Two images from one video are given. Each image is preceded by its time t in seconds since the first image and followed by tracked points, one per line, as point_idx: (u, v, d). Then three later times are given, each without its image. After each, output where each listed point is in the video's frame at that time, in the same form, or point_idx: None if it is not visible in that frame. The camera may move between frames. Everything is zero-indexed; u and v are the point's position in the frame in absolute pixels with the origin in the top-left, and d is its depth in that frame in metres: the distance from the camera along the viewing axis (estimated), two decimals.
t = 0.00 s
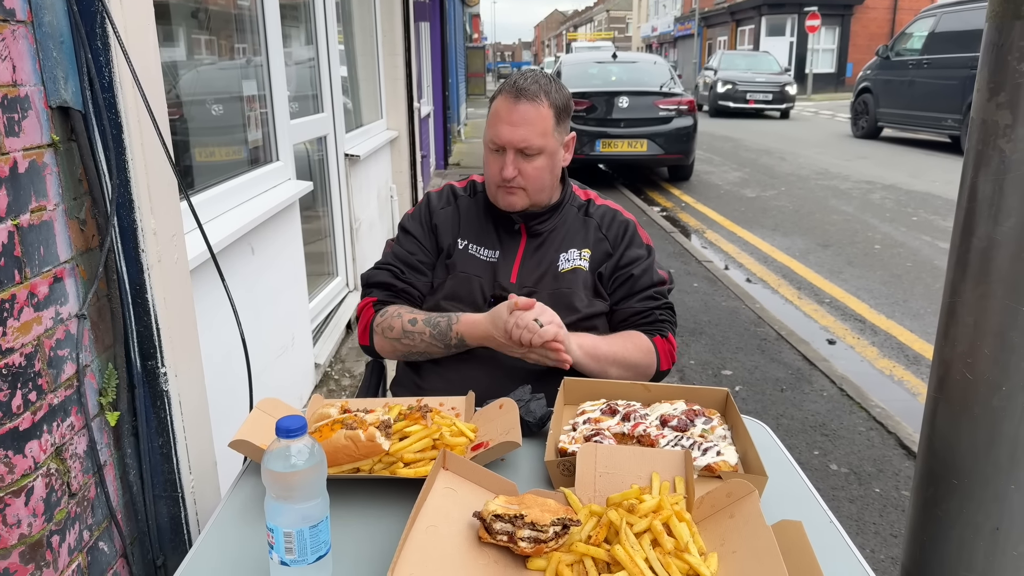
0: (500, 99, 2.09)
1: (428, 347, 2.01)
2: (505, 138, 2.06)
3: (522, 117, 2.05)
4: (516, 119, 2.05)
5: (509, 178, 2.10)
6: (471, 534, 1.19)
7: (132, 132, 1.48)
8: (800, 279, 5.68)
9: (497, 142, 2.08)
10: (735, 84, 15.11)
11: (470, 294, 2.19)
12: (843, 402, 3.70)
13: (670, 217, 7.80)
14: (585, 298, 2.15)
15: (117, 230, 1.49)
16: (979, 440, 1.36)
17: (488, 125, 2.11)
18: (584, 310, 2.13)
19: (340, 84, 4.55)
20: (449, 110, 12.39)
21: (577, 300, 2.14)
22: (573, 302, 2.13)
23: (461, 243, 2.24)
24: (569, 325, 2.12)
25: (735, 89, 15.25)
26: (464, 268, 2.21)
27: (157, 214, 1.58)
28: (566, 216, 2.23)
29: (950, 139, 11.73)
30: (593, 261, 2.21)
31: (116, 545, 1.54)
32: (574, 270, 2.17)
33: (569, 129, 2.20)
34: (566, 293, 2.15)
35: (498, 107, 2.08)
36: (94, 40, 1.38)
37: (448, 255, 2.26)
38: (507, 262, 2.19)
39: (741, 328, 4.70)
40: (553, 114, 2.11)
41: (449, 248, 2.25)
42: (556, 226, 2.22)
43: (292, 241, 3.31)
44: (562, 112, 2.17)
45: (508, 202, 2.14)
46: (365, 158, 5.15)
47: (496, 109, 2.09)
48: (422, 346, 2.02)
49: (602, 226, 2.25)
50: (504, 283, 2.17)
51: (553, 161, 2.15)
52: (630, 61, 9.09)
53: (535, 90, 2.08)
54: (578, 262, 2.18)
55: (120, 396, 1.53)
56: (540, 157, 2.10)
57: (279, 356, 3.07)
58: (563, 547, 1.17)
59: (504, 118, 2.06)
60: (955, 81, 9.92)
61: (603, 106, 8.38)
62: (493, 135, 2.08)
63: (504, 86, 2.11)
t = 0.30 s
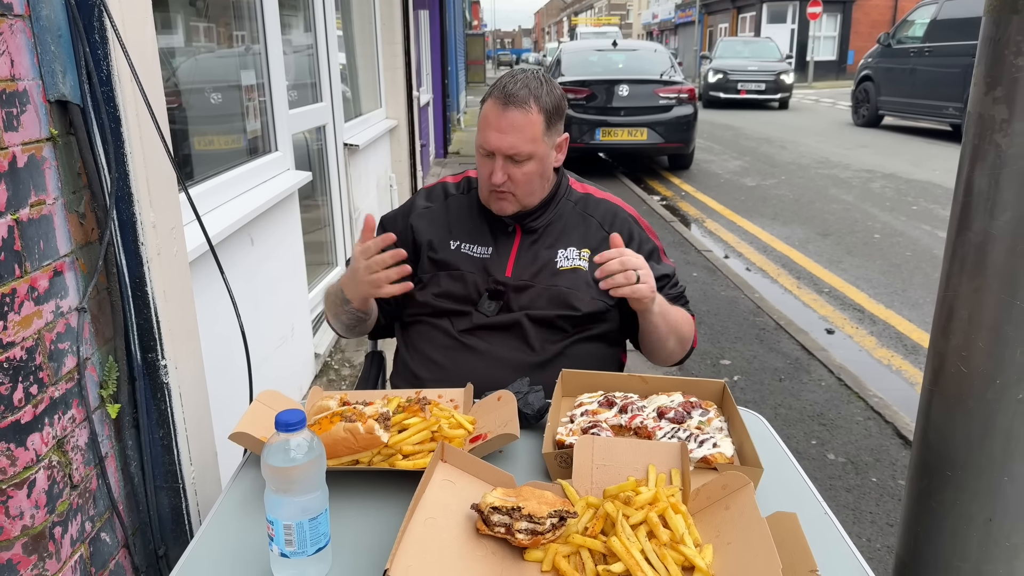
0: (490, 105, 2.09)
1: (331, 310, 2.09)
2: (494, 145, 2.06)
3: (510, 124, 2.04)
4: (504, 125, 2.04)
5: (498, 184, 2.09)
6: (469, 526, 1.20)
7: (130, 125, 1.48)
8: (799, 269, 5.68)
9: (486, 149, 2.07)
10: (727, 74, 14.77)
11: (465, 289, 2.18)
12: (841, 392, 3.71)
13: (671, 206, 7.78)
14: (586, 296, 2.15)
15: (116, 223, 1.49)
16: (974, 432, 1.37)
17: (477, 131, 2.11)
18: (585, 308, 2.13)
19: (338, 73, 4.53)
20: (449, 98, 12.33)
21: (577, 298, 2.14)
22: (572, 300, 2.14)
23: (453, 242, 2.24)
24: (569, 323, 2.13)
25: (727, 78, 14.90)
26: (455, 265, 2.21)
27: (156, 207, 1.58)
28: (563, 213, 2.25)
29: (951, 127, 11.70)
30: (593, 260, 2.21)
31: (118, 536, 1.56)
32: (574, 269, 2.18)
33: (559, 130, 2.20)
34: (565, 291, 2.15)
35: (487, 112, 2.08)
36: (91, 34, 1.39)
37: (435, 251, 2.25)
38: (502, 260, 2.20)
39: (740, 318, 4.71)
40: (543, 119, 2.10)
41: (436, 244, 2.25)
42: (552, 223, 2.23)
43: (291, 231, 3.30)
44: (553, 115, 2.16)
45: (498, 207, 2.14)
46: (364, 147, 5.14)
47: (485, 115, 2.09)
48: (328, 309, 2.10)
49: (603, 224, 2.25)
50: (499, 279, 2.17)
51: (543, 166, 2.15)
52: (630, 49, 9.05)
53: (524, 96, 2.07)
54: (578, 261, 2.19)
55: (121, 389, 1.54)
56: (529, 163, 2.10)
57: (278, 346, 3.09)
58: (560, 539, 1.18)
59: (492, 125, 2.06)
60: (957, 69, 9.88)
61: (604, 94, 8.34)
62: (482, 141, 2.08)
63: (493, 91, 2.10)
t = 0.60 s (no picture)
0: (483, 97, 2.08)
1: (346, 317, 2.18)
2: (489, 138, 2.06)
3: (505, 117, 2.04)
4: (499, 118, 2.04)
5: (496, 176, 2.10)
6: (467, 518, 1.21)
7: (128, 119, 1.49)
8: (797, 261, 5.69)
9: (481, 141, 2.07)
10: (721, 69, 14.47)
11: (461, 280, 2.19)
12: (838, 384, 3.73)
13: (669, 198, 7.78)
14: (582, 287, 2.16)
15: (115, 217, 1.50)
16: (967, 424, 1.38)
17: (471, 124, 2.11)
18: (580, 299, 2.14)
19: (336, 65, 4.52)
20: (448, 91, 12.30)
21: (573, 289, 2.15)
22: (567, 291, 2.14)
23: (449, 234, 2.25)
24: (564, 313, 2.14)
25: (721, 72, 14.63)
26: (450, 257, 2.22)
27: (155, 201, 1.59)
28: (558, 204, 2.26)
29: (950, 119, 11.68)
30: (588, 251, 2.21)
31: (118, 527, 1.57)
32: (570, 260, 2.18)
33: (553, 119, 2.20)
34: (561, 281, 2.15)
35: (480, 105, 2.07)
36: (89, 27, 1.39)
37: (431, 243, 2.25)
38: (497, 250, 2.21)
39: (737, 310, 4.72)
40: (537, 109, 2.11)
41: (432, 236, 2.26)
42: (548, 214, 2.24)
43: (289, 224, 3.31)
44: (546, 104, 2.16)
45: (496, 198, 2.16)
46: (362, 140, 5.13)
47: (478, 108, 2.08)
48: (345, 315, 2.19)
49: (599, 216, 2.26)
50: (494, 269, 2.18)
51: (540, 155, 2.16)
52: (629, 41, 9.03)
53: (517, 88, 2.07)
54: (573, 252, 2.19)
55: (120, 381, 1.54)
56: (525, 154, 2.11)
57: (277, 339, 3.10)
58: (556, 530, 1.19)
59: (488, 118, 2.05)
60: (956, 61, 9.87)
61: (602, 86, 8.33)
62: (477, 134, 2.08)
63: (486, 83, 2.09)
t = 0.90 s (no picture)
0: (487, 87, 2.09)
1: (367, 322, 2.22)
2: (501, 126, 2.08)
3: (514, 103, 2.06)
4: (508, 106, 2.06)
5: (508, 165, 2.12)
6: (465, 509, 1.22)
7: (127, 112, 1.49)
8: (796, 256, 5.69)
9: (492, 130, 2.09)
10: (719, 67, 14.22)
11: (458, 273, 2.19)
12: (836, 378, 3.74)
13: (669, 193, 7.78)
14: (578, 279, 2.16)
15: (114, 210, 1.50)
16: (964, 417, 1.39)
17: (478, 114, 2.11)
18: (576, 291, 2.15)
19: (335, 59, 4.52)
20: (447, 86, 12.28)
21: (569, 281, 2.15)
22: (564, 283, 2.15)
23: (445, 228, 2.25)
24: (561, 306, 2.14)
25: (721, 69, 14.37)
26: (448, 251, 2.22)
27: (154, 194, 1.59)
28: (555, 197, 2.26)
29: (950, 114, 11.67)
30: (584, 244, 2.22)
31: (118, 520, 1.57)
32: (566, 252, 2.19)
33: (553, 104, 2.23)
34: (557, 274, 2.15)
35: (486, 94, 2.08)
36: (87, 21, 1.39)
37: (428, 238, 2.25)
38: (494, 244, 2.21)
39: (736, 305, 4.72)
40: (540, 94, 2.14)
41: (429, 230, 2.26)
42: (545, 207, 2.24)
43: (288, 218, 3.31)
44: (546, 89, 2.19)
45: (508, 187, 2.18)
46: (361, 134, 5.13)
47: (484, 97, 2.09)
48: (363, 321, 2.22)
49: (595, 207, 2.26)
50: (491, 262, 2.18)
51: (545, 140, 2.20)
52: (629, 36, 9.01)
53: (521, 74, 2.09)
54: (569, 245, 2.19)
55: (120, 374, 1.55)
56: (534, 139, 2.14)
57: (276, 334, 3.10)
58: (554, 522, 1.20)
59: (496, 106, 2.07)
60: (956, 56, 9.86)
61: (602, 81, 8.32)
62: (487, 123, 2.09)
63: (488, 72, 2.10)
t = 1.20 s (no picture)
0: (499, 76, 2.12)
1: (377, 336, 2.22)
2: (512, 115, 2.10)
3: (526, 93, 2.10)
4: (520, 95, 2.10)
5: (518, 154, 2.14)
6: (463, 506, 1.22)
7: (125, 109, 1.48)
8: (795, 253, 5.70)
9: (503, 119, 2.12)
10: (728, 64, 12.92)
11: (460, 269, 2.19)
12: (835, 375, 3.74)
13: (668, 190, 7.77)
14: (580, 277, 2.16)
15: (112, 207, 1.49)
16: (963, 413, 1.39)
17: (490, 103, 2.14)
18: (578, 288, 2.15)
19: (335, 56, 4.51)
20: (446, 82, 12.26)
21: (571, 279, 2.15)
22: (566, 280, 2.15)
23: (449, 223, 2.25)
24: (562, 304, 2.14)
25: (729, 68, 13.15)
26: (451, 246, 2.22)
27: (152, 191, 1.59)
28: (559, 194, 2.26)
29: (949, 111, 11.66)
30: (586, 241, 2.21)
31: (116, 517, 1.57)
32: (569, 250, 2.19)
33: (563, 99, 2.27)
34: (559, 271, 2.15)
35: (499, 83, 2.11)
36: (85, 17, 1.38)
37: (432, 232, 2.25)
38: (497, 239, 2.21)
39: (735, 302, 4.72)
40: (552, 86, 2.17)
41: (433, 225, 2.26)
42: (548, 204, 2.24)
43: (288, 215, 3.31)
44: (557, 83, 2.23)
45: (516, 177, 2.19)
46: (360, 131, 5.13)
47: (497, 86, 2.12)
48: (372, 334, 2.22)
49: (598, 205, 2.25)
50: (494, 258, 2.18)
51: (554, 133, 2.22)
52: (629, 32, 9.00)
53: (534, 65, 2.13)
54: (572, 242, 2.19)
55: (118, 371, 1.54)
56: (544, 131, 2.16)
57: (276, 331, 3.10)
58: (552, 519, 1.20)
59: (508, 95, 2.10)
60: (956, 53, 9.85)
61: (601, 77, 8.30)
62: (498, 112, 2.12)
63: (501, 62, 2.14)
